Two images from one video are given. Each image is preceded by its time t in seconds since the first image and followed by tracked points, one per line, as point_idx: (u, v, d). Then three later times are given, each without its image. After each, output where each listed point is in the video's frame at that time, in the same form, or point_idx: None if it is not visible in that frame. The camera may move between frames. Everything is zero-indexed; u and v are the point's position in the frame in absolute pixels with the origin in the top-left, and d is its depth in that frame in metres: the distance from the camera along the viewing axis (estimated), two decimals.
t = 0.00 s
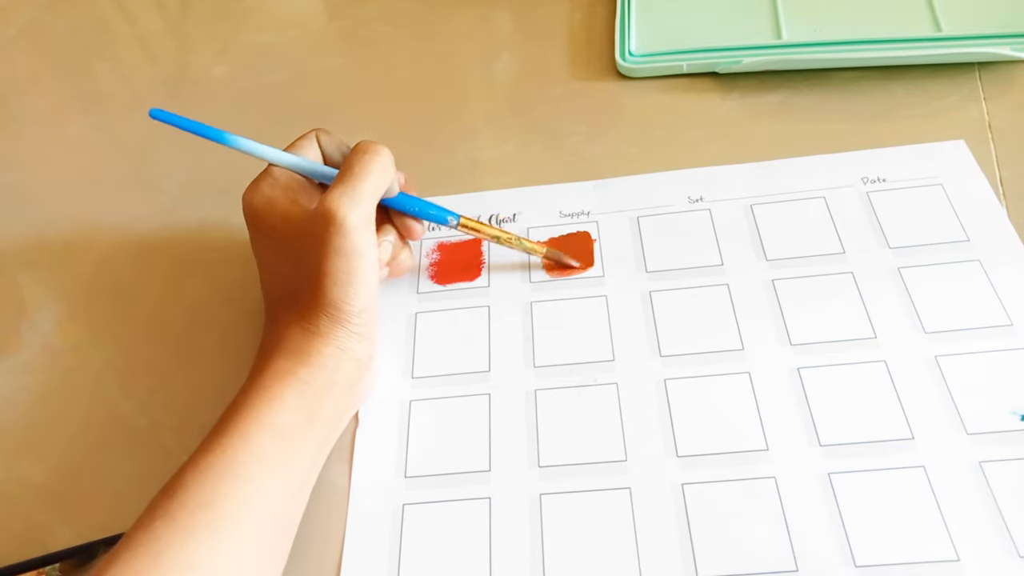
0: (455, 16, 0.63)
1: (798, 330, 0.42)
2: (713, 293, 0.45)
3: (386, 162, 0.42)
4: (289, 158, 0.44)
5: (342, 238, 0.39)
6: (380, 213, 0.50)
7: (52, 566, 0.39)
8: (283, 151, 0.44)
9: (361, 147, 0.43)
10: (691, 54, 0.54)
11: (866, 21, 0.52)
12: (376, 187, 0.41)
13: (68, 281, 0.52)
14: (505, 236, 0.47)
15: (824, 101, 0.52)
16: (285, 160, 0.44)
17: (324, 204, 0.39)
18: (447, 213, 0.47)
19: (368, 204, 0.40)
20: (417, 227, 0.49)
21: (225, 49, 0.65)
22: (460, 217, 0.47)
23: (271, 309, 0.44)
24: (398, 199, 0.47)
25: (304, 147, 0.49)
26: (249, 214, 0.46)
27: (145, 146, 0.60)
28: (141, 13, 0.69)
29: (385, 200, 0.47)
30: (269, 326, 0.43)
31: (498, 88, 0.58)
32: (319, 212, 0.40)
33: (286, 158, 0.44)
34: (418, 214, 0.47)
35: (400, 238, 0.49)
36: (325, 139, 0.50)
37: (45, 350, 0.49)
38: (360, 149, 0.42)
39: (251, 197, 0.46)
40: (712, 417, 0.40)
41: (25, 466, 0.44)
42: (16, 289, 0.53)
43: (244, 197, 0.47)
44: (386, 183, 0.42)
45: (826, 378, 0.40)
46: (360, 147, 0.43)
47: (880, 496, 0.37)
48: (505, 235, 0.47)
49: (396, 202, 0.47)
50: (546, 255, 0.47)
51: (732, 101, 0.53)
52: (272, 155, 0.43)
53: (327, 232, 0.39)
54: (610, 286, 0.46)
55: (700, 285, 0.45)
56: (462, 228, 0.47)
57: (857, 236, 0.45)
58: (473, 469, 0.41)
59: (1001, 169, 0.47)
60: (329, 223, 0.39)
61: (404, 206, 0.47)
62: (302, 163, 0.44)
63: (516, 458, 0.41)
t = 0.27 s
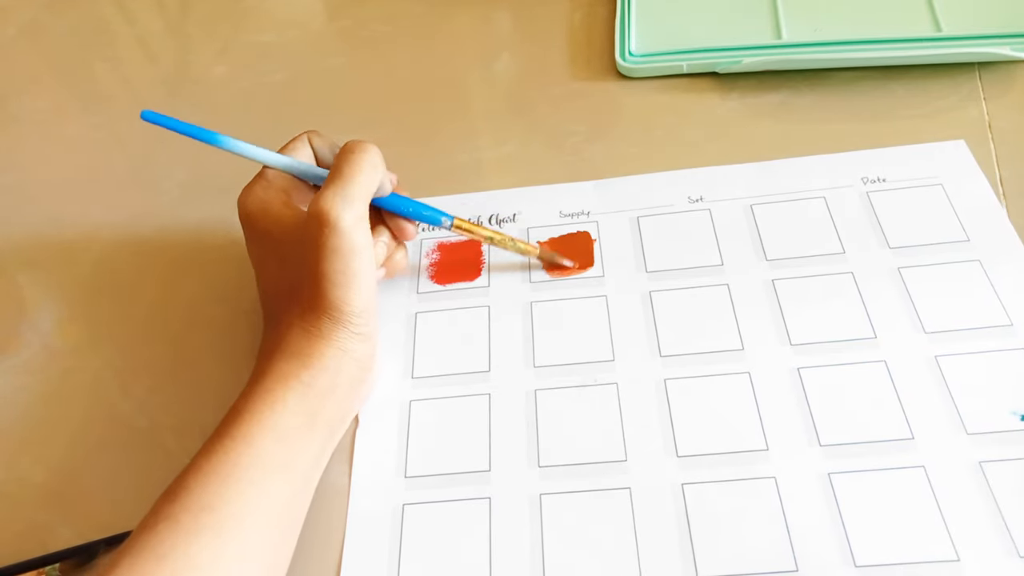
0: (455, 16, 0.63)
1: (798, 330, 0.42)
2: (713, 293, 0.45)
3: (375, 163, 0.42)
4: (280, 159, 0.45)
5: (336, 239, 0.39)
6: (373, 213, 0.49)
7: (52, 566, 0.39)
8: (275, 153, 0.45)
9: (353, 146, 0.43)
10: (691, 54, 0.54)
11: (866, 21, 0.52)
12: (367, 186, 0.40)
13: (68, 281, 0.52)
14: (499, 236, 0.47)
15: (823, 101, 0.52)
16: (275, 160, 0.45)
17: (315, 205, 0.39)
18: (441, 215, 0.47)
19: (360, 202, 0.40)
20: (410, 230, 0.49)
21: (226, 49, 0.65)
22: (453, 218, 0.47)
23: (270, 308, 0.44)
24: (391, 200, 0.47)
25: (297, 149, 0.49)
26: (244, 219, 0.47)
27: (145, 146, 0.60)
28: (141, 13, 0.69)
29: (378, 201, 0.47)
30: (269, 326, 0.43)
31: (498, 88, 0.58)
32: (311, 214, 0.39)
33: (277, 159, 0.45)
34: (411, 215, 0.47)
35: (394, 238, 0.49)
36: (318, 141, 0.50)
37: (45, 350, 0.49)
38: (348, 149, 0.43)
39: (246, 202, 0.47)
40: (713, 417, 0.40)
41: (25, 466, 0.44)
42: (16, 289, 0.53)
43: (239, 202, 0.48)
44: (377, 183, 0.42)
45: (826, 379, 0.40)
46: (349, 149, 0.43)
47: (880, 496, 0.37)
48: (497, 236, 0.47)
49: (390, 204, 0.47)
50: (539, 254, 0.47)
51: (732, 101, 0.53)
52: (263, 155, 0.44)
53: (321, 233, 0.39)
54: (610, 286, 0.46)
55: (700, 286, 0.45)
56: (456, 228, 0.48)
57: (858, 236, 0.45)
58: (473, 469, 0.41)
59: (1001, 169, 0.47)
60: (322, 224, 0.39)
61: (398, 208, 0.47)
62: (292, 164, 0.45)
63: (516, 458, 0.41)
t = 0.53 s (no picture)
0: (455, 17, 0.63)
1: (798, 330, 0.42)
2: (713, 293, 0.45)
3: (358, 165, 0.43)
4: (262, 162, 0.46)
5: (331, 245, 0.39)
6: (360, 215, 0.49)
7: (52, 566, 0.39)
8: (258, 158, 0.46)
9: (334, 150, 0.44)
10: (691, 54, 0.54)
11: (866, 21, 0.52)
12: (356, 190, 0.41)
13: (68, 281, 0.52)
14: (488, 235, 0.47)
15: (824, 100, 0.52)
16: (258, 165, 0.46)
17: (309, 212, 0.40)
18: (431, 215, 0.47)
19: (350, 207, 0.40)
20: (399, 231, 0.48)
21: (226, 49, 0.65)
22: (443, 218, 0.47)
23: (269, 314, 0.44)
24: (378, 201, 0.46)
25: (281, 152, 0.49)
26: (231, 225, 0.46)
27: (145, 146, 0.60)
28: (141, 13, 0.69)
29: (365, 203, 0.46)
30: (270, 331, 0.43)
31: (498, 88, 0.58)
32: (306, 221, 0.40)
33: (260, 163, 0.46)
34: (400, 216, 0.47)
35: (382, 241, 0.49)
36: (300, 142, 0.50)
37: (44, 349, 0.49)
38: (331, 153, 0.43)
39: (231, 208, 0.47)
40: (713, 417, 0.40)
41: (25, 466, 0.45)
42: (15, 289, 0.53)
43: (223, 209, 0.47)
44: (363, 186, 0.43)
45: (826, 379, 0.40)
46: (331, 154, 0.43)
47: (880, 496, 0.37)
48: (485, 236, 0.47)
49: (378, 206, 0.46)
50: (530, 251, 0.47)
51: (732, 101, 0.53)
52: (246, 160, 0.45)
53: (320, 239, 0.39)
54: (610, 286, 0.46)
55: (700, 286, 0.45)
56: (445, 229, 0.47)
57: (858, 237, 0.45)
58: (473, 469, 0.41)
59: (1001, 169, 0.47)
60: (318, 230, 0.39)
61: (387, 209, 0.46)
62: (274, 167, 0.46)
63: (516, 458, 0.41)
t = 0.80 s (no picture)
0: (456, 17, 0.63)
1: (798, 330, 0.42)
2: (713, 293, 0.45)
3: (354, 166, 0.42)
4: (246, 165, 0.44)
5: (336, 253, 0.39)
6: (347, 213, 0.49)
7: (53, 566, 0.39)
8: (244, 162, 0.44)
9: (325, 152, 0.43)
10: (691, 54, 0.54)
11: (866, 21, 0.52)
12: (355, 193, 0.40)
13: (68, 280, 0.52)
14: (476, 232, 0.47)
15: (824, 100, 0.52)
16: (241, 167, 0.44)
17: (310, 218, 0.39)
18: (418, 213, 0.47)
19: (352, 213, 0.40)
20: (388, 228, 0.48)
21: (225, 48, 0.65)
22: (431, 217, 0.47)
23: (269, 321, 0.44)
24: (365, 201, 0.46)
25: (264, 151, 0.49)
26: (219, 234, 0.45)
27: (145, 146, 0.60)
28: (141, 12, 0.69)
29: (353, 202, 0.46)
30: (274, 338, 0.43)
31: (498, 87, 0.58)
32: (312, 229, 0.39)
33: (245, 166, 0.44)
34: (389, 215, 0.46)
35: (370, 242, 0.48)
36: (281, 140, 0.50)
37: (44, 349, 0.49)
38: (321, 156, 0.42)
39: (218, 215, 0.45)
40: (713, 417, 0.40)
41: (25, 466, 0.44)
42: (15, 289, 0.52)
43: (211, 216, 0.46)
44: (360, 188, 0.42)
45: (826, 379, 0.40)
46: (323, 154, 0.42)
47: (881, 496, 0.37)
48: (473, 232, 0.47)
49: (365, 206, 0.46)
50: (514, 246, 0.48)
51: (732, 101, 0.53)
52: (231, 163, 0.43)
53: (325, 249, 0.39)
54: (610, 286, 0.46)
55: (700, 286, 0.45)
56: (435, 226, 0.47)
57: (858, 237, 0.45)
58: (473, 469, 0.41)
59: (1001, 169, 0.47)
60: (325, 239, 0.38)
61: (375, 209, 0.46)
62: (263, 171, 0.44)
63: (516, 458, 0.41)
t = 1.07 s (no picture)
0: (456, 17, 0.63)
1: (798, 330, 0.42)
2: (713, 293, 0.45)
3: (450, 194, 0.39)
4: (325, 163, 0.39)
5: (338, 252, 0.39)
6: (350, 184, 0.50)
7: (52, 566, 0.39)
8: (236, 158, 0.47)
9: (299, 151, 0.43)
10: (691, 54, 0.54)
11: (866, 21, 0.52)
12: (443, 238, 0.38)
13: (68, 280, 0.52)
14: (527, 219, 0.46)
15: (824, 100, 0.52)
16: (329, 168, 0.40)
17: (393, 251, 0.36)
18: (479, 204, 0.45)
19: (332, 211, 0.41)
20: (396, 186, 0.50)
21: (225, 48, 0.65)
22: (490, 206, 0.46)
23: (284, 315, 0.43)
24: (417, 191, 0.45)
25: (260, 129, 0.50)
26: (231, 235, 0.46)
27: (145, 146, 0.60)
28: (141, 12, 0.69)
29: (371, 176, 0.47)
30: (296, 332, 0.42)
31: (498, 87, 0.58)
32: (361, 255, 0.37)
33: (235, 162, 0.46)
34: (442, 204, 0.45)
35: (389, 235, 0.47)
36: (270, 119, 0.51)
37: (44, 349, 0.49)
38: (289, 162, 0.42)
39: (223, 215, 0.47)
40: (713, 417, 0.40)
41: (25, 466, 0.44)
42: (15, 288, 0.52)
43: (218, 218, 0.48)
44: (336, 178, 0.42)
45: (826, 378, 0.40)
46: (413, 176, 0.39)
47: (881, 496, 0.37)
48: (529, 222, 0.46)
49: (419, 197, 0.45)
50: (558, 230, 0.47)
51: (732, 101, 0.53)
52: (307, 160, 0.39)
53: (386, 292, 0.36)
54: (610, 286, 0.46)
55: (699, 286, 0.45)
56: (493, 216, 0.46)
57: (858, 237, 0.45)
58: (472, 469, 0.41)
59: (1001, 169, 0.47)
60: (386, 279, 0.36)
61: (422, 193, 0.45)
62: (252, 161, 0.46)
63: (516, 458, 0.41)
